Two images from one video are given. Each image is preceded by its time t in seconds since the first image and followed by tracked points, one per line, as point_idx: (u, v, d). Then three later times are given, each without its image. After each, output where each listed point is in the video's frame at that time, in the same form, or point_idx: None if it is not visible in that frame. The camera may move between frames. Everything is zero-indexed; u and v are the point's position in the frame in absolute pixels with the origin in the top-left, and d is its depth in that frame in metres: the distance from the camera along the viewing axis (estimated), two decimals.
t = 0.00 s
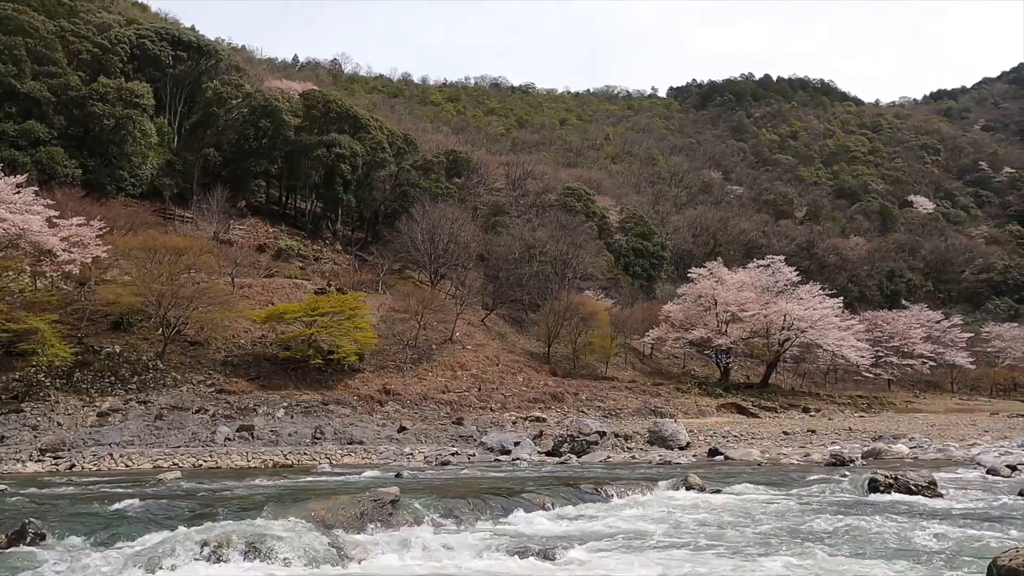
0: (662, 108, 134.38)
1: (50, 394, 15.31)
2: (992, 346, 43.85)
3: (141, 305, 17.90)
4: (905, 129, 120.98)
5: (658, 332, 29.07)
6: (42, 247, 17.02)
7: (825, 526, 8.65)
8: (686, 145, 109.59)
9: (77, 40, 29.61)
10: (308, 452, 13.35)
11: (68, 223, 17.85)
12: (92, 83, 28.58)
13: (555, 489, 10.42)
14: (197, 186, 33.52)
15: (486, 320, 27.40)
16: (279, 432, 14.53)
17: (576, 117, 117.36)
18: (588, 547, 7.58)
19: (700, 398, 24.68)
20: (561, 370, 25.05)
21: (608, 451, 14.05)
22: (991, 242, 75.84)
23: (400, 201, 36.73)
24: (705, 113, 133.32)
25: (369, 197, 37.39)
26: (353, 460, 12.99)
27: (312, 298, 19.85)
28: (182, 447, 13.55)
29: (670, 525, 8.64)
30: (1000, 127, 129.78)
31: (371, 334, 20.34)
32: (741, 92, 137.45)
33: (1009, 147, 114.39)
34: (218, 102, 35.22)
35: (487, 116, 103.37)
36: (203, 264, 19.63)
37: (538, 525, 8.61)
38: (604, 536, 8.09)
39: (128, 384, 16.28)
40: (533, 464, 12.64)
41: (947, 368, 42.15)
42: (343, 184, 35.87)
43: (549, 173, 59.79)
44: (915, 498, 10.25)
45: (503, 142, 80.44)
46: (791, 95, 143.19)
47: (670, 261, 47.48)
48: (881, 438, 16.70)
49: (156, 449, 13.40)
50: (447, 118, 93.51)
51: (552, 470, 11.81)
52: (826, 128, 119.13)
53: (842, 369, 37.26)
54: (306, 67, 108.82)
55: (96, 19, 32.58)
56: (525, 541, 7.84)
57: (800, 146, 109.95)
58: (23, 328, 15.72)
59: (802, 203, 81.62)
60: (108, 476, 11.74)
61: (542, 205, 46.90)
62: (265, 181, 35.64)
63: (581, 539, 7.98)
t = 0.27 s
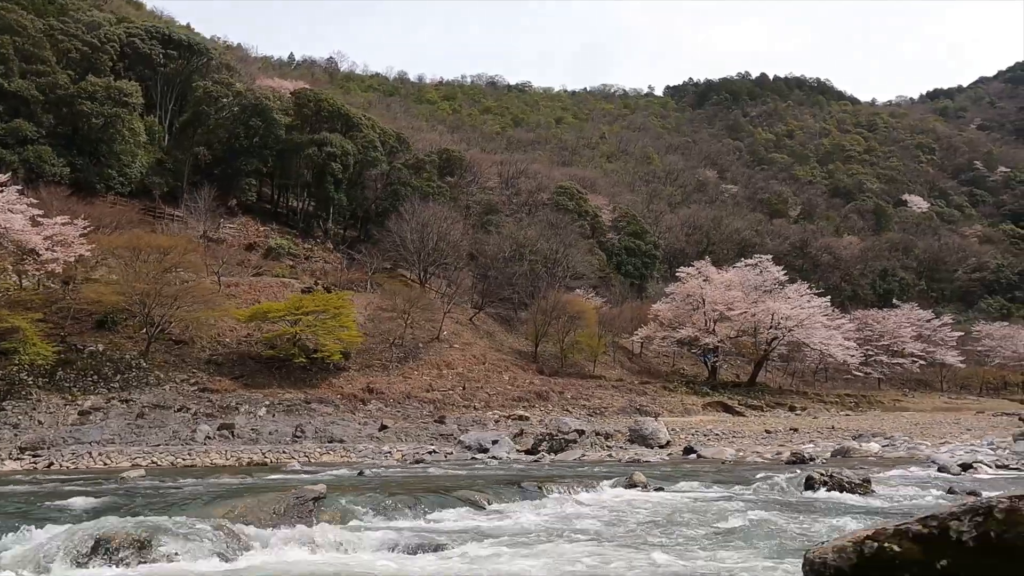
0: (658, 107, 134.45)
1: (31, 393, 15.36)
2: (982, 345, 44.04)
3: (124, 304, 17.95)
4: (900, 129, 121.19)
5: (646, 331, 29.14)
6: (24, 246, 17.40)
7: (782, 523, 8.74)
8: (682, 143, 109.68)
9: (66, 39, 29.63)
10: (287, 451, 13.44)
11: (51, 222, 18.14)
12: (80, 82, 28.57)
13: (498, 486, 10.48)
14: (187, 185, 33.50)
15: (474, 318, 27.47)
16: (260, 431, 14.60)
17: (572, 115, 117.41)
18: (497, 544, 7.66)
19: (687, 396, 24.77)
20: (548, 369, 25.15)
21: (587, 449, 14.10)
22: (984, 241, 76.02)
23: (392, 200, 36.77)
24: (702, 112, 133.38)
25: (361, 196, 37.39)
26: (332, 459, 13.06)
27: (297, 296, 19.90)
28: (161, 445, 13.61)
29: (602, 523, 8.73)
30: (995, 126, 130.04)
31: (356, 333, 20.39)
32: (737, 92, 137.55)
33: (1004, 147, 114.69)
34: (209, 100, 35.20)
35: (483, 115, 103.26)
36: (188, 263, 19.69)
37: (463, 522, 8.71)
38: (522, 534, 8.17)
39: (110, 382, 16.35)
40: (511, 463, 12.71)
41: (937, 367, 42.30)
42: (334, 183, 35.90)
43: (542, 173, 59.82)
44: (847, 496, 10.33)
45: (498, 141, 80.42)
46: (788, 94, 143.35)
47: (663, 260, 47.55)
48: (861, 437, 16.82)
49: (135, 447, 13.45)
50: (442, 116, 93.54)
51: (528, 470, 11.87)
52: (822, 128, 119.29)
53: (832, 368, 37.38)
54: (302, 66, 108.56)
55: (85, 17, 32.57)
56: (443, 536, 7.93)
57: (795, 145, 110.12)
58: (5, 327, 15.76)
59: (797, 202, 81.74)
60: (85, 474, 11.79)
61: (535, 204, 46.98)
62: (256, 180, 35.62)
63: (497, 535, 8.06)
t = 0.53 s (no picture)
0: (654, 106, 134.53)
1: (12, 392, 15.41)
2: (972, 344, 44.20)
3: (107, 303, 18.00)
4: (895, 129, 121.45)
5: (633, 330, 29.23)
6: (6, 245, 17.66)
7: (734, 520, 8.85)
8: (677, 143, 109.80)
9: (54, 38, 29.64)
10: (265, 450, 13.51)
11: (33, 221, 18.31)
12: (69, 80, 28.57)
13: (433, 485, 10.61)
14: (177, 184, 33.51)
15: (462, 318, 27.54)
16: (239, 430, 14.66)
17: (568, 115, 117.47)
18: (433, 540, 7.75)
19: (673, 396, 24.86)
20: (534, 368, 25.26)
21: (565, 448, 14.19)
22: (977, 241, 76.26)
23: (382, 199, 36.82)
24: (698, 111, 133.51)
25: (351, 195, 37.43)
26: (310, 457, 13.12)
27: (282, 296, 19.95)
28: (140, 444, 13.66)
29: (534, 519, 8.82)
30: (990, 127, 130.36)
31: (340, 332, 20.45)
32: (733, 91, 137.69)
33: (998, 147, 115.01)
34: (199, 99, 35.20)
35: (479, 114, 103.27)
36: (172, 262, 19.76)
37: (390, 518, 8.80)
38: (444, 529, 8.26)
39: (92, 381, 16.40)
40: (487, 462, 12.79)
41: (927, 366, 42.47)
42: (325, 182, 35.93)
43: (536, 172, 59.90)
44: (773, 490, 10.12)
45: (493, 141, 80.45)
46: (784, 94, 143.48)
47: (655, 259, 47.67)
48: (841, 436, 16.92)
49: (114, 446, 13.50)
50: (437, 115, 93.53)
51: (503, 469, 11.96)
52: (817, 127, 119.49)
53: (821, 367, 37.52)
54: (297, 64, 108.41)
55: (74, 16, 32.56)
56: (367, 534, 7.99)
57: (791, 145, 110.30)
58: None
59: (790, 202, 81.92)
60: (59, 472, 11.82)
61: (527, 204, 47.06)
62: (246, 179, 35.64)
63: (417, 532, 8.14)
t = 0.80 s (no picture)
0: (651, 106, 134.57)
1: None
2: (963, 344, 44.33)
3: (90, 302, 18.02)
4: (891, 128, 121.65)
5: (622, 330, 29.28)
6: None
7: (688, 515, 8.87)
8: (673, 142, 109.89)
9: (43, 37, 29.66)
10: (244, 448, 13.57)
11: (16, 219, 18.33)
12: (58, 79, 28.58)
13: (373, 484, 10.64)
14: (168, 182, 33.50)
15: (450, 317, 27.58)
16: (219, 428, 14.69)
17: (564, 114, 117.48)
18: (393, 539, 7.79)
19: (660, 395, 24.93)
20: (522, 367, 25.34)
21: (543, 447, 14.23)
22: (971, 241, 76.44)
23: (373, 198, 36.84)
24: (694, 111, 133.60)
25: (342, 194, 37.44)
26: (289, 456, 13.15)
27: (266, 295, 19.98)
28: (119, 443, 13.68)
29: (479, 515, 8.88)
30: (986, 126, 130.58)
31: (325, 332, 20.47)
32: (729, 91, 137.82)
33: (993, 147, 115.25)
34: (190, 98, 35.20)
35: (474, 113, 103.27)
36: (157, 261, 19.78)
37: (353, 517, 8.85)
38: (377, 529, 8.27)
39: (74, 380, 16.42)
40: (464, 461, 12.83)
41: (917, 366, 42.59)
42: (316, 181, 35.94)
43: (529, 172, 59.96)
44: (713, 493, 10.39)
45: (487, 140, 80.45)
46: (780, 93, 143.59)
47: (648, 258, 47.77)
48: (822, 434, 17.01)
49: (93, 444, 13.52)
50: (433, 114, 93.50)
51: (478, 468, 12.01)
52: (813, 127, 119.62)
53: (810, 367, 37.61)
54: (292, 63, 108.30)
55: (64, 14, 32.54)
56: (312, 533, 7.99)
57: (786, 144, 110.44)
58: None
59: (785, 201, 82.07)
60: (35, 471, 11.83)
61: (519, 203, 47.10)
62: (237, 178, 35.64)
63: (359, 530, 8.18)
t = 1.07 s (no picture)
0: (648, 105, 134.63)
1: None
2: (954, 344, 44.42)
3: (73, 301, 18.07)
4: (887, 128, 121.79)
5: (611, 329, 29.32)
6: None
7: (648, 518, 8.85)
8: (670, 142, 109.97)
9: (33, 35, 29.68)
10: (223, 447, 13.61)
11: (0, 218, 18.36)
12: (47, 77, 28.61)
13: (344, 484, 10.67)
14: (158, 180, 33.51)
15: (439, 316, 27.62)
16: (200, 427, 14.72)
17: (560, 113, 117.56)
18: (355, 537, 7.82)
19: (647, 394, 24.99)
20: (509, 366, 25.40)
21: (523, 446, 14.28)
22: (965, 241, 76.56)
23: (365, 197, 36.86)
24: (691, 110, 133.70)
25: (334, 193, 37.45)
26: (267, 455, 13.19)
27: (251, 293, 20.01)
28: (99, 441, 13.71)
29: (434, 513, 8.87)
30: (983, 126, 130.66)
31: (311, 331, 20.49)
32: (726, 90, 137.88)
33: (989, 147, 115.40)
34: (181, 97, 35.21)
35: (471, 112, 103.36)
36: (141, 259, 19.81)
37: (319, 516, 8.89)
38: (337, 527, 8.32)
39: (57, 378, 16.47)
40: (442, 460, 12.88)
41: (909, 366, 42.70)
42: (308, 180, 35.96)
43: (524, 171, 60.01)
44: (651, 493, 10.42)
45: (483, 139, 80.51)
46: (777, 92, 143.68)
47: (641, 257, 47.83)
48: (804, 434, 17.08)
49: (72, 443, 13.55)
50: (429, 113, 93.52)
51: (454, 468, 12.04)
52: (809, 126, 119.73)
53: (801, 366, 37.69)
54: (290, 61, 108.37)
55: (55, 12, 32.55)
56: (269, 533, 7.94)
57: (783, 144, 110.53)
58: None
59: (780, 201, 82.17)
60: (12, 469, 11.87)
61: (512, 202, 47.15)
62: (228, 176, 35.65)
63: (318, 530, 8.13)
